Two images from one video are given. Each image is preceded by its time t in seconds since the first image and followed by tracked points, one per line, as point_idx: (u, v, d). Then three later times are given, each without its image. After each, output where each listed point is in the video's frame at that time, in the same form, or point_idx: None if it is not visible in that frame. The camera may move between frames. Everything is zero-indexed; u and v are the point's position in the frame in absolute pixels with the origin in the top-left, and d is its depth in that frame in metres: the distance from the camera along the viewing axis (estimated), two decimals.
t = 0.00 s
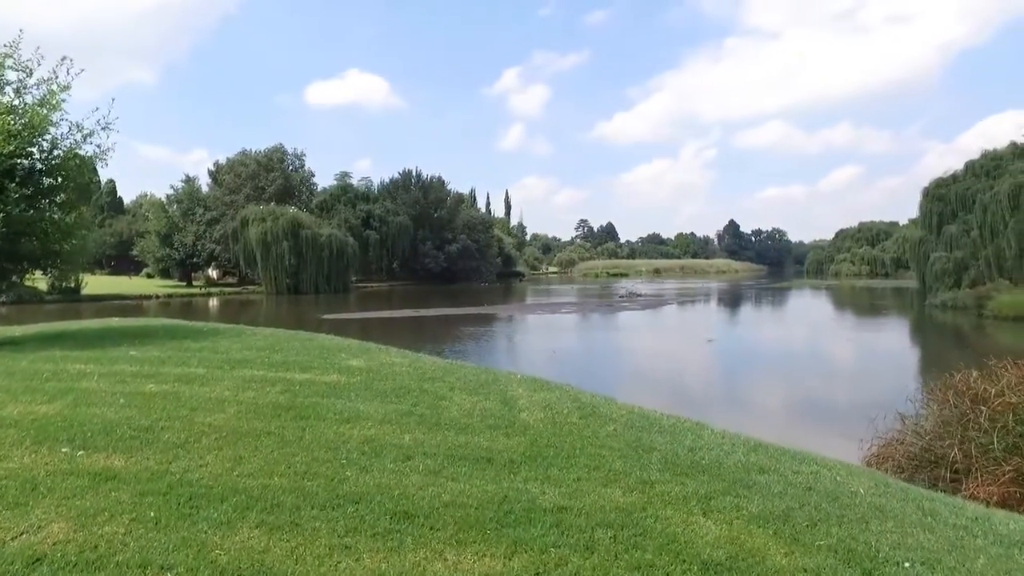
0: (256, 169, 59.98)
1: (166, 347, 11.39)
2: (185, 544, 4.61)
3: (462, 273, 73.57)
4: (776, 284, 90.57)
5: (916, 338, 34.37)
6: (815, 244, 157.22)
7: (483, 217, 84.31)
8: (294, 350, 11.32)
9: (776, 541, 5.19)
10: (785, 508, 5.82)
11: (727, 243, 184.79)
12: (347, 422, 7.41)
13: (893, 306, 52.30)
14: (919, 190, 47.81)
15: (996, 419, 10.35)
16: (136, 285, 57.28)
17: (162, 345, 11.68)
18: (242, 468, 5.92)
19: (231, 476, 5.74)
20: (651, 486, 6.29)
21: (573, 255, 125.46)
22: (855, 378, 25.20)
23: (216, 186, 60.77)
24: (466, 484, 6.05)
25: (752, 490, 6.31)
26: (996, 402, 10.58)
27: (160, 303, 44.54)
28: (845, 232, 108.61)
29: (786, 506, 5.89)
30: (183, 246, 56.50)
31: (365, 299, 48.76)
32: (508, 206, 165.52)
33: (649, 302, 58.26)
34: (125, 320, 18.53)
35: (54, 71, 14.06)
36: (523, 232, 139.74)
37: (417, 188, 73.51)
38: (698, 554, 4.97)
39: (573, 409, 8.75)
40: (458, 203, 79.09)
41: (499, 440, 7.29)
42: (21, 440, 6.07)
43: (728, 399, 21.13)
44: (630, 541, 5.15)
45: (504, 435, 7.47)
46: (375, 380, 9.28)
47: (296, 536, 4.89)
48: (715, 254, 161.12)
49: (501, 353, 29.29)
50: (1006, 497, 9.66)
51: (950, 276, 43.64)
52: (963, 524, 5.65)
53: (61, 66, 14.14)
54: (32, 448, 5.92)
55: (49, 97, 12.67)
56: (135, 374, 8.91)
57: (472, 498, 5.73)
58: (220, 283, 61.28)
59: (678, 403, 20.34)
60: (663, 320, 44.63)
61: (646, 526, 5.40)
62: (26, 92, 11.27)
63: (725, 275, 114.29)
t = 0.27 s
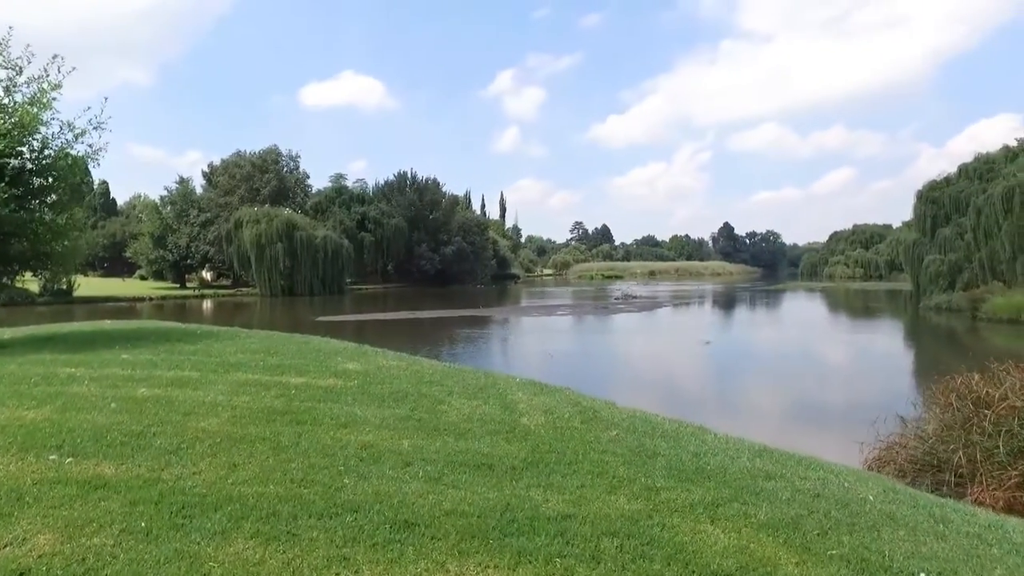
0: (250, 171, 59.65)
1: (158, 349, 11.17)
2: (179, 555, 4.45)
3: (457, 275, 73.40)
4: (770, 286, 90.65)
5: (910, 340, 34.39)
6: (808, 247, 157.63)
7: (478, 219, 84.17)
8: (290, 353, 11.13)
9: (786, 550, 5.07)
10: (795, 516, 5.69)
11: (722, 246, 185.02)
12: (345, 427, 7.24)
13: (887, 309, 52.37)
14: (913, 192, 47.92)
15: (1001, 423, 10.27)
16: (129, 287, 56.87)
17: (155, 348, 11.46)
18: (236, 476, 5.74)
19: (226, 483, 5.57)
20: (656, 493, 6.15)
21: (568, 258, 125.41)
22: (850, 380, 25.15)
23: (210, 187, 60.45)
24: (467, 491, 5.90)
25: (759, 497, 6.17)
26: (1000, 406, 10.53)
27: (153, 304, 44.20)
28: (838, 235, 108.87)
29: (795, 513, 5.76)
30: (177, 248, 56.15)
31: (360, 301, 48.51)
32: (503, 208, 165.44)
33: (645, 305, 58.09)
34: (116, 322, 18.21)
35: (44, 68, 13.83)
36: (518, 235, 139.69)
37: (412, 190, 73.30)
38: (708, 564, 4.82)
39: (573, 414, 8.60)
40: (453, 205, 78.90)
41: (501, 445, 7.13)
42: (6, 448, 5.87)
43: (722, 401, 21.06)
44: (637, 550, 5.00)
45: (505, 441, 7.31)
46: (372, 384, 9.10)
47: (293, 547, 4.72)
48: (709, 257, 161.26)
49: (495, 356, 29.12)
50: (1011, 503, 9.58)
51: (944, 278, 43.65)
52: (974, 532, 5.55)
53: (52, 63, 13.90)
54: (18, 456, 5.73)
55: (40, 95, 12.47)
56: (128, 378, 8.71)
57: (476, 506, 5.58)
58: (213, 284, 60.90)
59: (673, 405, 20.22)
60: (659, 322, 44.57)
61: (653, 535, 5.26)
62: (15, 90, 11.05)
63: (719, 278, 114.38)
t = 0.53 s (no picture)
0: (242, 174, 59.29)
1: (147, 355, 10.97)
2: (164, 570, 4.29)
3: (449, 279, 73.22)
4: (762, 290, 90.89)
5: (902, 343, 34.48)
6: (799, 251, 158.36)
7: (470, 223, 84.07)
8: (282, 357, 10.95)
9: (790, 561, 4.97)
10: (798, 525, 5.60)
11: (713, 249, 185.61)
12: (338, 434, 7.09)
13: (878, 313, 52.56)
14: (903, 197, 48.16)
15: (999, 429, 10.25)
16: (119, 290, 56.40)
17: (144, 352, 11.26)
18: (226, 485, 5.59)
19: (215, 494, 5.41)
20: (655, 502, 6.03)
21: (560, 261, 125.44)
22: (842, 384, 25.14)
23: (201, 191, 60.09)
24: (463, 501, 5.76)
25: (762, 505, 6.07)
26: (998, 411, 10.50)
27: (143, 308, 43.82)
28: (829, 238, 109.35)
29: (798, 522, 5.66)
30: (168, 251, 55.73)
31: (352, 305, 48.27)
32: (495, 212, 165.41)
33: (637, 309, 58.09)
34: (104, 326, 17.96)
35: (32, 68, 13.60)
36: (510, 239, 139.66)
37: (404, 194, 73.10)
38: None
39: (570, 420, 8.48)
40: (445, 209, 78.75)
41: (497, 453, 7.00)
42: None
43: (714, 404, 21.00)
44: (639, 561, 4.88)
45: (501, 448, 7.18)
46: (365, 390, 8.95)
47: (284, 560, 4.58)
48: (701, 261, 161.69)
49: (488, 360, 28.96)
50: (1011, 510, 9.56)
51: (935, 282, 43.72)
52: (981, 540, 5.47)
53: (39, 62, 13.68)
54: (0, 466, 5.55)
55: (27, 95, 12.26)
56: (115, 384, 8.51)
57: (474, 516, 5.44)
58: (205, 288, 60.48)
59: (664, 409, 20.10)
60: (651, 326, 44.55)
61: (654, 545, 5.14)
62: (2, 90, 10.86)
63: (711, 281, 114.66)
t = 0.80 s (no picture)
0: (233, 177, 58.83)
1: (133, 360, 10.71)
2: None
3: (441, 282, 73.00)
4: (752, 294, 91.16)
5: (892, 346, 34.59)
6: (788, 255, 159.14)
7: (462, 226, 83.89)
8: (271, 362, 10.73)
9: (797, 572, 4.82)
10: (803, 534, 5.46)
11: (705, 253, 186.19)
12: (330, 441, 6.89)
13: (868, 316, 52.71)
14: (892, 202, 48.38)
15: (998, 434, 10.22)
16: (107, 294, 55.81)
17: (130, 357, 11.01)
18: (214, 495, 5.39)
19: (202, 505, 5.21)
20: (656, 510, 5.88)
21: (552, 265, 125.32)
22: (832, 387, 25.12)
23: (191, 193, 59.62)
24: (459, 510, 5.58)
25: (765, 514, 5.93)
26: (996, 415, 10.48)
27: (131, 312, 43.34)
28: (819, 242, 109.83)
29: (803, 531, 5.52)
30: (157, 254, 55.21)
31: (343, 309, 47.97)
32: (487, 216, 165.38)
33: (629, 312, 58.08)
34: (90, 330, 17.63)
35: (17, 67, 13.35)
36: (501, 243, 139.56)
37: (396, 197, 72.81)
38: None
39: (567, 426, 8.32)
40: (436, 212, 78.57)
41: (492, 461, 6.83)
42: None
43: (704, 408, 20.90)
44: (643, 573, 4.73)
45: (497, 456, 7.00)
46: (357, 396, 8.75)
47: None
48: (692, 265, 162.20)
49: (480, 364, 28.76)
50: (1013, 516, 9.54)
51: (924, 285, 43.60)
52: (989, 550, 5.35)
53: (23, 61, 13.43)
54: None
55: (10, 94, 12.00)
56: (99, 390, 8.27)
57: (470, 526, 5.27)
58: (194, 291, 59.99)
59: (655, 413, 20.00)
60: (642, 329, 44.50)
61: (657, 556, 4.98)
62: None
63: (702, 285, 114.86)
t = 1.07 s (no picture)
0: (223, 182, 58.43)
1: (119, 367, 10.44)
2: None
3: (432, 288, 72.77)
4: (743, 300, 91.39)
5: (883, 352, 34.64)
6: (778, 261, 159.90)
7: (453, 232, 83.76)
8: (261, 370, 10.50)
9: None
10: (810, 547, 5.30)
11: (695, 259, 186.78)
12: (322, 452, 6.69)
13: (858, 322, 52.88)
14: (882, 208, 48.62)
15: (999, 442, 10.18)
16: (95, 299, 55.21)
17: (116, 365, 10.74)
18: (200, 510, 5.18)
19: (187, 520, 5.00)
20: (658, 524, 5.71)
21: (543, 271, 125.23)
22: (823, 392, 25.12)
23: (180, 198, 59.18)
24: (455, 524, 5.39)
25: (770, 526, 5.77)
26: (995, 423, 10.46)
27: (119, 318, 42.84)
28: (809, 248, 110.31)
29: (810, 544, 5.37)
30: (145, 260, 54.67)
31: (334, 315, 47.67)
32: (478, 222, 165.40)
33: (621, 318, 58.04)
34: (76, 336, 17.29)
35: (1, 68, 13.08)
36: (493, 249, 139.47)
37: (387, 203, 72.54)
38: None
39: (564, 435, 8.14)
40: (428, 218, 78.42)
41: (489, 471, 6.65)
42: None
43: (694, 413, 20.80)
44: None
45: (494, 467, 6.81)
46: (349, 404, 8.54)
47: None
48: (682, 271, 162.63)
49: (471, 370, 28.55)
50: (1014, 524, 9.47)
51: (914, 291, 43.68)
52: (1000, 563, 5.22)
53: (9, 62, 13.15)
54: None
55: None
56: (82, 399, 8.02)
57: (468, 541, 5.09)
58: (183, 297, 59.43)
59: (647, 419, 19.88)
60: (634, 335, 44.46)
61: (661, 572, 4.81)
62: None
63: (692, 291, 115.11)
